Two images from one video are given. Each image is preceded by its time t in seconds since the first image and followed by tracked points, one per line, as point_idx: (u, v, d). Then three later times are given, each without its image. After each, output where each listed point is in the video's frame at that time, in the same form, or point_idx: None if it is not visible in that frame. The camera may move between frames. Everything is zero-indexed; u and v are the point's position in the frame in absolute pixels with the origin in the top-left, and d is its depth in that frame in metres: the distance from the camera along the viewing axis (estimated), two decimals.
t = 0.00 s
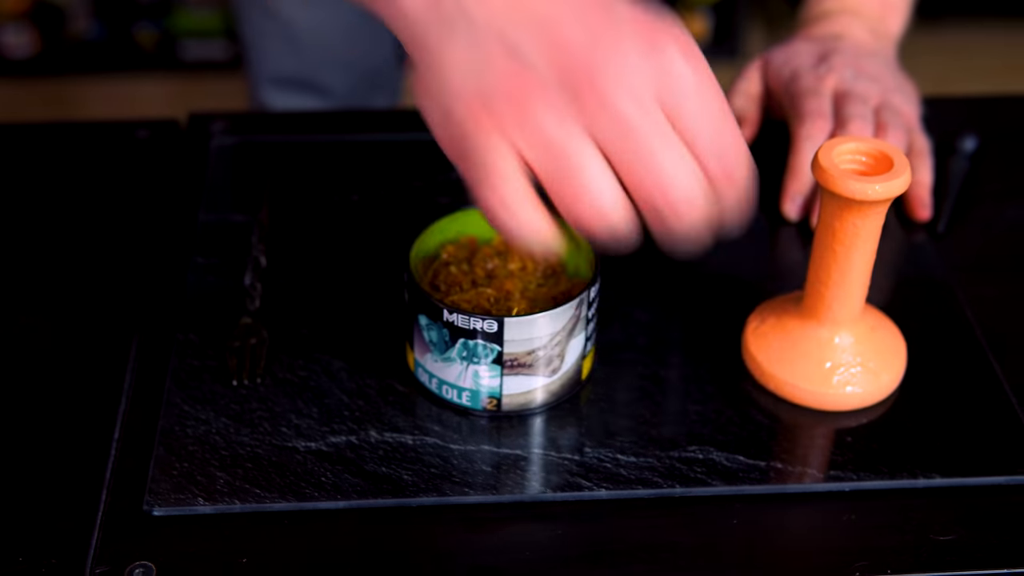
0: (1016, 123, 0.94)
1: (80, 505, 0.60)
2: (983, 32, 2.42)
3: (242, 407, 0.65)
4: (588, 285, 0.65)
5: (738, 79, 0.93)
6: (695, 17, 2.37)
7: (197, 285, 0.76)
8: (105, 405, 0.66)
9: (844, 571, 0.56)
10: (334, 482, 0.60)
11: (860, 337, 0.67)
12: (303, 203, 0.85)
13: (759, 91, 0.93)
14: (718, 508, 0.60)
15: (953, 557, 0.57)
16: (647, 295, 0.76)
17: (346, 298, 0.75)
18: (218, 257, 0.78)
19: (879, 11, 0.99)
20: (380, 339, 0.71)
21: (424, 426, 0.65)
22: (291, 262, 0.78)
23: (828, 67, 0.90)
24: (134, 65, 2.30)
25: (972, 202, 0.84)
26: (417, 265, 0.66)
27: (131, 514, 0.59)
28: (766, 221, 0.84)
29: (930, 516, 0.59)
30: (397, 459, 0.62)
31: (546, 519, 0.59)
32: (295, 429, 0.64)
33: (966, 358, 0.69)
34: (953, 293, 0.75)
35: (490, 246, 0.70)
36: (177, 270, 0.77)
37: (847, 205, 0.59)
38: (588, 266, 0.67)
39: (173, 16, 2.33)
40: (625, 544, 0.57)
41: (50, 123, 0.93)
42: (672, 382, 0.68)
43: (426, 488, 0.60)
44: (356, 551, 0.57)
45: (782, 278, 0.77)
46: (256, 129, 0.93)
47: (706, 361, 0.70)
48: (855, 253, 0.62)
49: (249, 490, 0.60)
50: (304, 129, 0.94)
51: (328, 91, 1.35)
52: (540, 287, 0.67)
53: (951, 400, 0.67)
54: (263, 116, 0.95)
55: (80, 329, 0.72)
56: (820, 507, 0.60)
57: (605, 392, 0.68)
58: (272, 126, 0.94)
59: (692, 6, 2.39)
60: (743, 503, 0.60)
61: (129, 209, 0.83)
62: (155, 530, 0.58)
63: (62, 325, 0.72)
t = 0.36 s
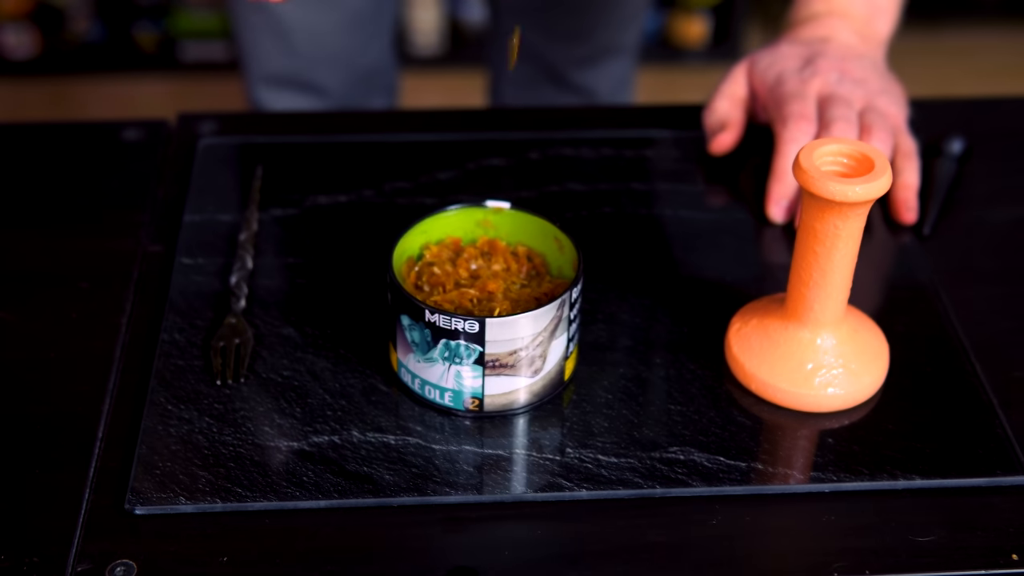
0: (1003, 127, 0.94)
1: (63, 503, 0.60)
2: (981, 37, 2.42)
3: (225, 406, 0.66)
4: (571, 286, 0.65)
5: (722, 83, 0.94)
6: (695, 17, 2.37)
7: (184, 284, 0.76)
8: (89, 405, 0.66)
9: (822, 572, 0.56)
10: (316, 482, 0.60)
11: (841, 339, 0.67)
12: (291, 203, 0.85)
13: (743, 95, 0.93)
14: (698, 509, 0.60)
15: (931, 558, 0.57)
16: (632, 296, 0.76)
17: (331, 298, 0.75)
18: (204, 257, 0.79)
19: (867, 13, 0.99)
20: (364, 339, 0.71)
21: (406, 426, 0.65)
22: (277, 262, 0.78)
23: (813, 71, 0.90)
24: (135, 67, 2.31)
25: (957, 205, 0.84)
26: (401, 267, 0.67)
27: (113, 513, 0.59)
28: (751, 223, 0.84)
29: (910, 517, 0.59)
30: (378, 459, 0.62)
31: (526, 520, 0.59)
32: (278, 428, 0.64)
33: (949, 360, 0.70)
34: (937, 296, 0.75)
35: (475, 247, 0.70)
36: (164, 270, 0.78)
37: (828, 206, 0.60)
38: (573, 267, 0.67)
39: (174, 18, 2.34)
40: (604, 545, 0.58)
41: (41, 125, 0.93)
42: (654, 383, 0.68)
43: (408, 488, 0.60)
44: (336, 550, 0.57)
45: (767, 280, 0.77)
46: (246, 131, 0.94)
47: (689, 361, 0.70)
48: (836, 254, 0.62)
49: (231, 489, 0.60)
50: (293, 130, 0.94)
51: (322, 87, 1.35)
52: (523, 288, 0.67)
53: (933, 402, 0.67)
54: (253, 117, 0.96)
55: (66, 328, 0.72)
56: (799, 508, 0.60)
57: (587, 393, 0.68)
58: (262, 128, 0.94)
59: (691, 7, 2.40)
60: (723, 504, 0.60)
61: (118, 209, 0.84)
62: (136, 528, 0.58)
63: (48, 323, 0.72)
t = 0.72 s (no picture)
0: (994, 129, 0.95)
1: (53, 496, 0.60)
2: (980, 40, 2.43)
3: (215, 401, 0.66)
4: (558, 282, 0.65)
5: (712, 84, 0.95)
6: (694, 18, 2.38)
7: (176, 279, 0.76)
8: (80, 399, 0.67)
9: (805, 566, 0.56)
10: (304, 476, 0.61)
11: (827, 336, 0.67)
12: (284, 199, 0.85)
13: (732, 96, 0.94)
14: (683, 503, 0.60)
15: (914, 553, 0.57)
16: (622, 293, 0.76)
17: (322, 294, 0.76)
18: (197, 252, 0.79)
19: (857, 14, 1.00)
20: (354, 335, 0.72)
21: (395, 421, 0.65)
22: (269, 258, 0.79)
23: (800, 72, 0.91)
24: (138, 66, 2.32)
25: (946, 205, 0.85)
26: (390, 263, 0.67)
27: (103, 506, 0.59)
28: (740, 221, 0.84)
29: (894, 512, 0.60)
30: (367, 453, 0.63)
31: (512, 514, 0.60)
32: (268, 423, 0.65)
33: (935, 358, 0.70)
34: (924, 294, 0.76)
35: (465, 244, 0.71)
36: (157, 265, 0.78)
37: (813, 203, 0.60)
38: (561, 263, 0.67)
39: (176, 18, 2.35)
40: (589, 539, 0.58)
41: (39, 123, 0.94)
42: (642, 379, 0.69)
43: (396, 482, 0.61)
44: (323, 544, 0.57)
45: (755, 277, 0.78)
46: (241, 129, 0.94)
47: (676, 356, 0.71)
48: (822, 251, 0.62)
49: (220, 483, 0.60)
50: (288, 128, 0.94)
51: (316, 87, 1.36)
52: (512, 284, 0.68)
53: (918, 399, 0.67)
54: (248, 115, 0.96)
55: (59, 323, 0.72)
56: (784, 503, 0.60)
57: (575, 388, 0.68)
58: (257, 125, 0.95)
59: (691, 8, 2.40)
60: (709, 499, 0.61)
61: (112, 205, 0.84)
62: (125, 521, 0.58)
63: (42, 318, 0.73)
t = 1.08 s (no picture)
0: (987, 129, 0.95)
1: (47, 491, 0.61)
2: (978, 40, 2.43)
3: (209, 398, 0.66)
4: (549, 280, 0.66)
5: (703, 85, 0.95)
6: (694, 19, 2.37)
7: (170, 277, 0.77)
8: (74, 396, 0.67)
9: (795, 563, 0.57)
10: (296, 473, 0.61)
11: (817, 335, 0.68)
12: (279, 198, 0.86)
13: (723, 97, 0.94)
14: (673, 500, 0.61)
15: (903, 550, 0.58)
16: (614, 292, 0.77)
17: (316, 292, 0.76)
18: (192, 251, 0.80)
19: (848, 14, 1.00)
20: (348, 332, 0.72)
21: (387, 418, 0.66)
22: (263, 256, 0.79)
23: (790, 75, 0.91)
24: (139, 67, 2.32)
25: (937, 205, 0.85)
26: (382, 261, 0.67)
27: (96, 502, 0.60)
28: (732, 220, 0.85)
29: (883, 509, 0.60)
30: (359, 449, 0.63)
31: (503, 510, 0.60)
32: (261, 420, 0.65)
33: (925, 357, 0.71)
34: (915, 294, 0.76)
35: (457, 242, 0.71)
36: (152, 263, 0.79)
37: (802, 202, 0.61)
38: (552, 261, 0.68)
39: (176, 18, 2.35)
40: (580, 535, 0.58)
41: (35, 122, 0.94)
42: (633, 377, 0.69)
43: (387, 479, 0.61)
44: (315, 539, 0.58)
45: (747, 276, 0.78)
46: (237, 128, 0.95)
47: (667, 354, 0.71)
48: (812, 249, 0.63)
49: (213, 479, 0.61)
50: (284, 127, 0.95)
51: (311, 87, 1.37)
52: (503, 283, 0.68)
53: (908, 397, 0.68)
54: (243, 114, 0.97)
55: (54, 320, 0.73)
56: (774, 500, 0.61)
57: (566, 386, 0.69)
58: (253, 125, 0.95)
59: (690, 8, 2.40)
60: (699, 496, 0.61)
61: (108, 203, 0.85)
62: (118, 517, 0.59)
63: (37, 315, 0.73)
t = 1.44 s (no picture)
0: (984, 126, 0.95)
1: (40, 484, 0.61)
2: (981, 38, 2.43)
3: (203, 392, 0.66)
4: (543, 275, 0.66)
5: (699, 82, 0.95)
6: (695, 16, 2.38)
7: (165, 272, 0.77)
8: (68, 389, 0.67)
9: (788, 557, 0.57)
10: (290, 466, 0.61)
11: (811, 330, 0.68)
12: (275, 193, 0.86)
13: (719, 93, 0.94)
14: (666, 494, 0.61)
15: (896, 545, 0.57)
16: (609, 287, 0.77)
17: (311, 286, 0.76)
18: (187, 246, 0.80)
19: (845, 11, 1.00)
20: (342, 326, 0.72)
21: (381, 412, 0.66)
22: (258, 251, 0.79)
23: (786, 72, 0.91)
24: (141, 65, 2.32)
25: (933, 201, 0.85)
26: (377, 256, 0.68)
27: (89, 495, 0.60)
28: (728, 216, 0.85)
29: (876, 504, 0.60)
30: (352, 443, 0.63)
31: (496, 504, 0.60)
32: (254, 414, 0.65)
33: (920, 352, 0.70)
34: (910, 290, 0.76)
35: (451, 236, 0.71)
36: (148, 258, 0.79)
37: (796, 197, 0.60)
38: (546, 256, 0.68)
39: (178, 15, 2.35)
40: (573, 529, 0.58)
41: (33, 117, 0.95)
42: (627, 372, 0.69)
43: (380, 472, 0.61)
44: (307, 533, 0.58)
45: (742, 271, 0.78)
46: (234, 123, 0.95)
47: (661, 349, 0.71)
48: (806, 244, 0.63)
49: (206, 472, 0.61)
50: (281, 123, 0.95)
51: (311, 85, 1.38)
52: (496, 278, 0.68)
53: (902, 393, 0.67)
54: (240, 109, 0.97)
55: (49, 314, 0.73)
56: (767, 495, 0.61)
57: (560, 380, 0.69)
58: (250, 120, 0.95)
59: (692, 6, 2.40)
60: (692, 491, 0.61)
61: (104, 198, 0.85)
62: (111, 510, 0.59)
63: (32, 309, 0.73)
